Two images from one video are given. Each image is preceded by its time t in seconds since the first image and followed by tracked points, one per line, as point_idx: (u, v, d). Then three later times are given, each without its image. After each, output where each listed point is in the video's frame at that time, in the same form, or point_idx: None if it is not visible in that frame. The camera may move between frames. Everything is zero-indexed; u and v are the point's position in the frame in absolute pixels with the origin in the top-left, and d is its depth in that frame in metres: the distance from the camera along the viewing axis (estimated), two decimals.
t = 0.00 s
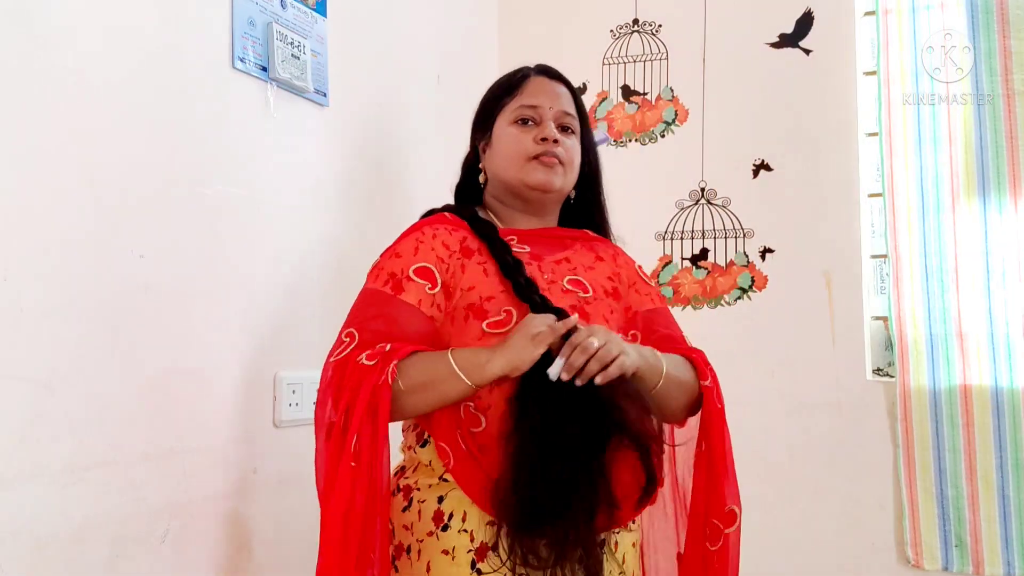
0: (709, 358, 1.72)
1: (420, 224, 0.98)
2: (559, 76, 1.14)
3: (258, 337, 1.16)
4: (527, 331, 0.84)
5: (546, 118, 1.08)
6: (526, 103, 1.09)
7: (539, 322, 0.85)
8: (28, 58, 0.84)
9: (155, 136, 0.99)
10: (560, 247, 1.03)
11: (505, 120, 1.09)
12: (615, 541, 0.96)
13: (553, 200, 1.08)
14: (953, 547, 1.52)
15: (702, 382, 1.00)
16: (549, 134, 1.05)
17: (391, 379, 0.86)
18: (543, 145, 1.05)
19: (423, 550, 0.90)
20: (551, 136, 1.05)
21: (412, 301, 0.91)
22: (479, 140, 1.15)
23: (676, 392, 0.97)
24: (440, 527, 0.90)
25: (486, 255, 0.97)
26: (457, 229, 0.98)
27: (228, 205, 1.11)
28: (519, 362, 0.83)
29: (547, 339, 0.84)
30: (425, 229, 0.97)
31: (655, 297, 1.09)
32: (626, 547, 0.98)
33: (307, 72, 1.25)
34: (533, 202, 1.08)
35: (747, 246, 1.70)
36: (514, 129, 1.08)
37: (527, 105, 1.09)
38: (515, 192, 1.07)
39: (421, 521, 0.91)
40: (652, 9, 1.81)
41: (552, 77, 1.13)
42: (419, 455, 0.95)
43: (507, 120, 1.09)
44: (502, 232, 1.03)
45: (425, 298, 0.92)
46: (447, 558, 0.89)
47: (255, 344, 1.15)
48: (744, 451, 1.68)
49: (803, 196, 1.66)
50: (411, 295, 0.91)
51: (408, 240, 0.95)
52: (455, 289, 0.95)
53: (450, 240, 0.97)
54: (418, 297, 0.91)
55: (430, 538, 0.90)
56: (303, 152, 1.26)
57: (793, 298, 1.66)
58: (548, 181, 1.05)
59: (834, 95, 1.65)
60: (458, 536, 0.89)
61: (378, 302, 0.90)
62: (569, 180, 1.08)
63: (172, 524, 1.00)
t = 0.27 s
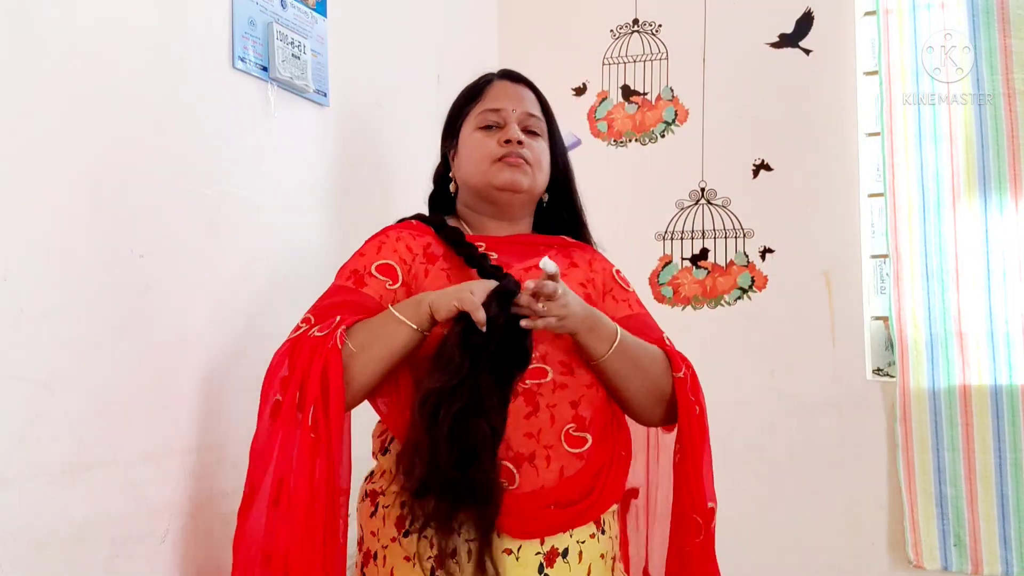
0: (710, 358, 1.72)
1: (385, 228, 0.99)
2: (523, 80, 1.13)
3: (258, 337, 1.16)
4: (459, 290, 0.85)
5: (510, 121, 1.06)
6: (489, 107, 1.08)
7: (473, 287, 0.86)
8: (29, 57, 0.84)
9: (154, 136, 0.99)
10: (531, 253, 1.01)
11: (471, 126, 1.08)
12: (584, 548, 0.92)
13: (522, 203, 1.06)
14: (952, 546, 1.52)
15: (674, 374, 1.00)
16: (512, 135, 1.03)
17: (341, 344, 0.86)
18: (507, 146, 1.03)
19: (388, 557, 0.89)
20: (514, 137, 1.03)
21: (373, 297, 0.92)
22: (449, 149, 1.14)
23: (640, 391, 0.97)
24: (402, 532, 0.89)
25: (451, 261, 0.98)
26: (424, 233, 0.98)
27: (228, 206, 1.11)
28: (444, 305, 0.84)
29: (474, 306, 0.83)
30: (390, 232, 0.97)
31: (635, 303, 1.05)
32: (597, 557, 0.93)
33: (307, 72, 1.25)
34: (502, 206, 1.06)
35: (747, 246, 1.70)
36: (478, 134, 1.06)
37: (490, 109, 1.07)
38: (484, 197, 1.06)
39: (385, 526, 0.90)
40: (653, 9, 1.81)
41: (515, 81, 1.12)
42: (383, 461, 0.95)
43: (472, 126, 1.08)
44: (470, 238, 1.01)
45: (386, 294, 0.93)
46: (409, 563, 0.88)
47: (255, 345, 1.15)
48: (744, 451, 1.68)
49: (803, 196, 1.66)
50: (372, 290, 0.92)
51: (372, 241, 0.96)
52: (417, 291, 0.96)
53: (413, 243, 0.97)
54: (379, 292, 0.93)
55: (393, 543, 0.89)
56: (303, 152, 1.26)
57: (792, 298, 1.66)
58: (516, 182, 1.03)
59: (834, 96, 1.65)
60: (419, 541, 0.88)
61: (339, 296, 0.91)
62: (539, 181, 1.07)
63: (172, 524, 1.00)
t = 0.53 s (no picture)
0: (709, 358, 1.72)
1: (386, 231, 1.00)
2: (521, 83, 1.14)
3: (258, 337, 1.16)
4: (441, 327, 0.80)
5: (507, 123, 1.07)
6: (486, 111, 1.09)
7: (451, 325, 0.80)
8: (30, 57, 0.84)
9: (155, 136, 0.99)
10: (532, 249, 1.01)
11: (470, 129, 1.09)
12: (586, 548, 0.92)
13: (521, 203, 1.06)
14: (952, 546, 1.53)
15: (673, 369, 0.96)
16: (509, 137, 1.04)
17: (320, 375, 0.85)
18: (504, 148, 1.03)
19: (392, 556, 0.90)
20: (511, 139, 1.04)
21: (369, 298, 0.92)
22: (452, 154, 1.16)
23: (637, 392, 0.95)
24: (405, 531, 0.89)
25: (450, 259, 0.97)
26: (423, 233, 0.99)
27: (228, 206, 1.11)
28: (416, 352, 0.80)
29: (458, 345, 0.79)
30: (389, 233, 0.99)
31: (638, 295, 1.05)
32: (600, 557, 0.94)
33: (307, 72, 1.25)
34: (502, 207, 1.06)
35: (747, 246, 1.70)
36: (476, 136, 1.07)
37: (487, 113, 1.08)
38: (483, 199, 1.06)
39: (390, 525, 0.91)
40: (653, 9, 1.81)
41: (513, 85, 1.12)
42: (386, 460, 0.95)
43: (471, 129, 1.09)
44: (469, 237, 1.02)
45: (382, 295, 0.93)
46: (412, 563, 0.88)
47: (255, 345, 1.15)
48: (744, 451, 1.68)
49: (802, 196, 1.66)
50: (366, 292, 0.92)
51: (371, 244, 0.97)
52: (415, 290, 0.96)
53: (412, 242, 0.98)
54: (375, 294, 0.92)
55: (397, 543, 0.90)
56: (303, 152, 1.26)
57: (792, 298, 1.66)
58: (514, 183, 1.03)
59: (834, 96, 1.65)
60: (421, 540, 0.88)
61: (335, 299, 0.92)
62: (537, 183, 1.06)
63: (173, 524, 1.00)
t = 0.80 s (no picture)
0: (710, 358, 1.72)
1: (393, 221, 0.99)
2: (537, 88, 1.09)
3: (258, 337, 1.16)
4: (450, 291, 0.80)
5: (518, 138, 1.04)
6: (499, 124, 1.05)
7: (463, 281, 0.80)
8: (30, 57, 0.84)
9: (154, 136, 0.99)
10: (537, 252, 1.01)
11: (480, 139, 1.06)
12: (590, 548, 0.92)
13: (526, 221, 1.07)
14: (952, 546, 1.53)
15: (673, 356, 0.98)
16: (518, 158, 1.02)
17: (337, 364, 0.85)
18: (512, 169, 1.02)
19: (393, 557, 0.88)
20: (521, 160, 1.02)
21: (371, 289, 0.91)
22: (461, 153, 1.14)
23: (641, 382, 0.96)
24: (407, 532, 0.87)
25: (457, 252, 0.97)
26: (430, 226, 0.98)
27: (228, 206, 1.11)
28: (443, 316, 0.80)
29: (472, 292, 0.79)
30: (396, 223, 0.97)
31: (637, 298, 1.06)
32: (602, 557, 0.94)
33: (307, 72, 1.25)
34: (506, 224, 1.07)
35: (747, 246, 1.71)
36: (486, 149, 1.05)
37: (499, 124, 1.05)
38: (489, 214, 1.07)
39: (391, 526, 0.89)
40: (653, 9, 1.81)
41: (529, 93, 1.08)
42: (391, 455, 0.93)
43: (480, 139, 1.06)
44: (476, 235, 1.01)
45: (384, 286, 0.92)
46: (414, 564, 0.86)
47: (255, 345, 1.15)
48: (744, 451, 1.68)
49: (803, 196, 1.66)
50: (369, 283, 0.91)
51: (377, 235, 0.96)
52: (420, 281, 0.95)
53: (419, 233, 0.97)
54: (377, 285, 0.92)
55: (398, 544, 0.88)
56: (303, 152, 1.26)
57: (792, 298, 1.66)
58: (519, 205, 1.04)
59: (834, 96, 1.65)
60: (424, 541, 0.86)
61: (340, 291, 0.91)
62: (542, 201, 1.07)
63: (173, 524, 1.00)
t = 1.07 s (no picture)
0: (709, 358, 1.72)
1: (392, 224, 0.99)
2: (536, 91, 1.09)
3: (257, 337, 1.16)
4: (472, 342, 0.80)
5: (516, 143, 1.04)
6: (497, 128, 1.05)
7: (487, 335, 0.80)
8: (29, 57, 0.84)
9: (154, 136, 0.99)
10: (534, 252, 1.01)
11: (478, 142, 1.06)
12: (587, 548, 0.92)
13: (522, 224, 1.08)
14: (952, 546, 1.53)
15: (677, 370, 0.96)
16: (516, 163, 1.02)
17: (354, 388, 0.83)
18: (510, 174, 1.03)
19: (391, 557, 0.90)
20: (519, 165, 1.02)
21: (376, 290, 0.91)
22: (458, 153, 1.14)
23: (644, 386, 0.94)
24: (405, 531, 0.89)
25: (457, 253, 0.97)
26: (429, 228, 0.99)
27: (228, 206, 1.11)
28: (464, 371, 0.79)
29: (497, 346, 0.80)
30: (396, 227, 0.98)
31: (634, 299, 1.05)
32: (600, 557, 0.94)
33: (307, 72, 1.25)
34: (502, 227, 1.08)
35: (747, 245, 1.70)
36: (484, 152, 1.05)
37: (496, 127, 1.05)
38: (485, 216, 1.08)
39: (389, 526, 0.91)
40: (653, 9, 1.81)
41: (526, 97, 1.08)
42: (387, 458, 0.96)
43: (478, 142, 1.06)
44: (473, 235, 1.01)
45: (388, 287, 0.92)
46: (412, 563, 0.87)
47: (255, 344, 1.15)
48: (744, 451, 1.68)
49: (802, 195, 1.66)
50: (374, 284, 0.91)
51: (378, 236, 0.96)
52: (421, 283, 0.95)
53: (420, 236, 0.97)
54: (381, 286, 0.91)
55: (396, 543, 0.89)
56: (302, 152, 1.26)
57: (793, 298, 1.66)
58: (516, 209, 1.05)
59: (834, 95, 1.65)
60: (421, 540, 0.87)
61: (343, 291, 0.90)
62: (539, 205, 1.07)
63: (173, 524, 1.00)
